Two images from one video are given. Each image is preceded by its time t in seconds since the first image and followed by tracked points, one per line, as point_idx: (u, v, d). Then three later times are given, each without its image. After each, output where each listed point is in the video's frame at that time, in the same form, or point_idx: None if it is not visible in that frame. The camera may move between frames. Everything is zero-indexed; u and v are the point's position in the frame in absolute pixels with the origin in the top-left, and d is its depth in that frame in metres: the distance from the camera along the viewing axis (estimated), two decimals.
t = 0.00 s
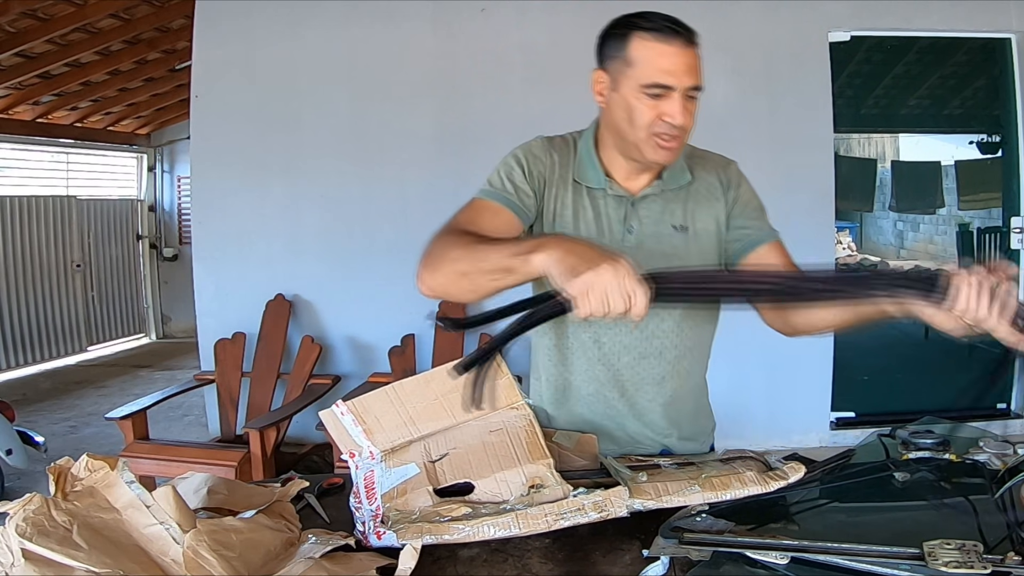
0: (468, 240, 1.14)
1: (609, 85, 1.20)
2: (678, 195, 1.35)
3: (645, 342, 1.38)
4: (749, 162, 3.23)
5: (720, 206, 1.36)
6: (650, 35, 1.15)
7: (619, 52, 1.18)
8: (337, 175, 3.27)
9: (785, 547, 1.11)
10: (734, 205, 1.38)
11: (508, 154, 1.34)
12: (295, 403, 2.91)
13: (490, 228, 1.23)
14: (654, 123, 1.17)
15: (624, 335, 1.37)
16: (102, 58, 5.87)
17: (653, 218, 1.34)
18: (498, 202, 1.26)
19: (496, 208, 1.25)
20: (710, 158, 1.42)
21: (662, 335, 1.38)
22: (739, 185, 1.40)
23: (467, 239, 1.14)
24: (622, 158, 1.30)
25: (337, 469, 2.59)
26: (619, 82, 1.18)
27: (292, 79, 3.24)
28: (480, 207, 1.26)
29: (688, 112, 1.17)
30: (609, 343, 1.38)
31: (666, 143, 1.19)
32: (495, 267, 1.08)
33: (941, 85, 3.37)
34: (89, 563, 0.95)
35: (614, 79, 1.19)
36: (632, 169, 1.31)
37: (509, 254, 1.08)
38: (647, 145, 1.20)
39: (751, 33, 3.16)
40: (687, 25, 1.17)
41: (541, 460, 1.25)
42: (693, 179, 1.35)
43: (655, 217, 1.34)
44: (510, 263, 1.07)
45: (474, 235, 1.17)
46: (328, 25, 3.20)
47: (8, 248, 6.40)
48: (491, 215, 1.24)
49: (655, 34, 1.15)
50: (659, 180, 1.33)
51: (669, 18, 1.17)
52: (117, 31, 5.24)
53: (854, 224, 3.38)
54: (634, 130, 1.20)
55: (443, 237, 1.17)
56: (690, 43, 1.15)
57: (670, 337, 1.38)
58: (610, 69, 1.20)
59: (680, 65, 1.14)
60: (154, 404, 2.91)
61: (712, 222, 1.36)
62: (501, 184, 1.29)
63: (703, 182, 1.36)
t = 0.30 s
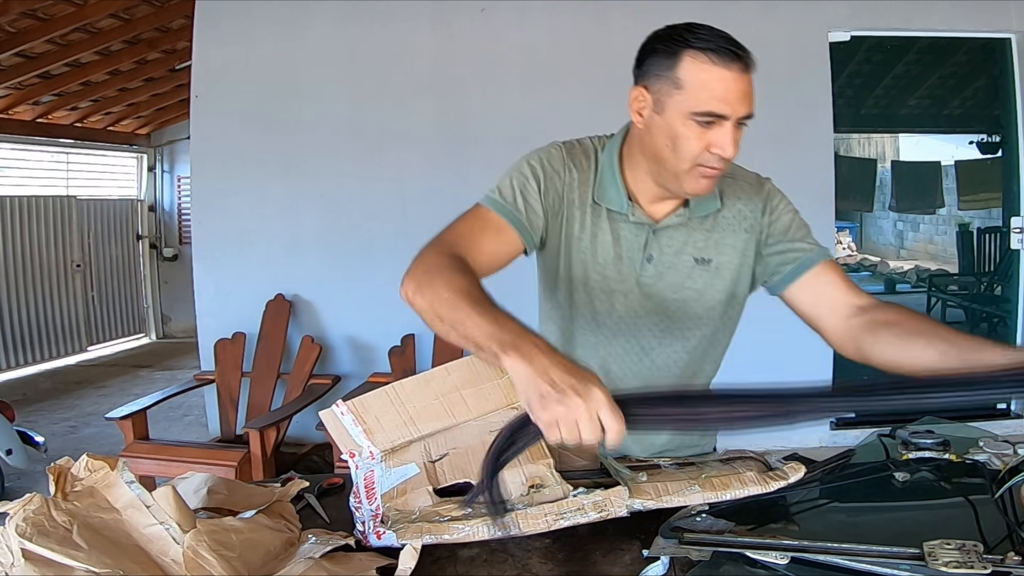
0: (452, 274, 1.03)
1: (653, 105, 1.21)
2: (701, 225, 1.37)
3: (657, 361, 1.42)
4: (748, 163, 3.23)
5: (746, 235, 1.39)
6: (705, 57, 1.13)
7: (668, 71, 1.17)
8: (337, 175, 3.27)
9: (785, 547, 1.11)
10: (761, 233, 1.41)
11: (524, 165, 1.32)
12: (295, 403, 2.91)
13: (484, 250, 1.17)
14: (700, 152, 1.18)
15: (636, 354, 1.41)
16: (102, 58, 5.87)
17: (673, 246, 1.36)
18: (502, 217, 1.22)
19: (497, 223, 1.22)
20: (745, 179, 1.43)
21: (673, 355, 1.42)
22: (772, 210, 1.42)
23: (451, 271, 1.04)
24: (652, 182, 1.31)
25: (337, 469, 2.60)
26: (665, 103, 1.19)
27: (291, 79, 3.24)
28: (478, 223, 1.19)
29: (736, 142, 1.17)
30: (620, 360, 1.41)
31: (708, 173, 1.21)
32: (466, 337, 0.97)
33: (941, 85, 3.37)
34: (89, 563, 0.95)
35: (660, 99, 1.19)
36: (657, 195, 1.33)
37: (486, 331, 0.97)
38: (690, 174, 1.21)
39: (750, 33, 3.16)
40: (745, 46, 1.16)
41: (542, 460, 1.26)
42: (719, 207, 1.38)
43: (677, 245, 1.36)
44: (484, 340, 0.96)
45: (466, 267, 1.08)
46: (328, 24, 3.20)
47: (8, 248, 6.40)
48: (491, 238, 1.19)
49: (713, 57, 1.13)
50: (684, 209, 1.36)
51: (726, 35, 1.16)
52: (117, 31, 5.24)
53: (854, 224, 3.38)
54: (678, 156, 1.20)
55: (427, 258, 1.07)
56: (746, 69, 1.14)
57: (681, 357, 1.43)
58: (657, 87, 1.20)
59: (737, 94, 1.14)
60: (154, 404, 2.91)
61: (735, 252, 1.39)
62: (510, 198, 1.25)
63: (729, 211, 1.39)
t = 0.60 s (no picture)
0: (451, 310, 1.13)
1: (682, 123, 1.22)
2: (719, 249, 1.39)
3: (668, 382, 1.42)
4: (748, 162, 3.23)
5: (763, 261, 1.41)
6: (740, 75, 1.14)
7: (698, 89, 1.18)
8: (337, 175, 3.27)
9: (785, 547, 1.11)
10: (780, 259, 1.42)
11: (533, 183, 1.31)
12: (295, 403, 2.90)
13: (484, 278, 1.24)
14: (732, 174, 1.19)
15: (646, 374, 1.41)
16: (102, 58, 5.87)
17: (690, 268, 1.37)
18: (501, 245, 1.25)
19: (499, 252, 1.25)
20: (767, 203, 1.44)
21: (684, 376, 1.43)
22: (792, 235, 1.44)
23: (452, 306, 1.14)
24: (674, 201, 1.32)
25: (337, 469, 2.59)
26: (695, 122, 1.20)
27: (291, 79, 3.24)
28: (479, 249, 1.25)
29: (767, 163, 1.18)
30: (630, 380, 1.41)
31: (738, 197, 1.22)
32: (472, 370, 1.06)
33: (941, 85, 3.37)
34: (88, 563, 0.95)
35: (691, 117, 1.20)
36: (677, 214, 1.34)
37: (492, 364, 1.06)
38: (718, 197, 1.22)
39: (750, 34, 3.17)
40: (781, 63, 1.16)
41: (541, 460, 1.26)
42: (738, 230, 1.40)
43: (694, 268, 1.38)
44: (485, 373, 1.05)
45: (468, 300, 1.17)
46: (328, 24, 3.20)
47: (8, 249, 6.40)
48: (490, 268, 1.24)
49: (750, 75, 1.14)
50: (701, 230, 1.37)
51: (760, 51, 1.17)
52: (117, 31, 5.24)
53: (854, 224, 3.36)
54: (707, 176, 1.21)
55: (429, 289, 1.16)
56: (780, 89, 1.15)
57: (693, 378, 1.44)
58: (686, 106, 1.21)
59: (771, 115, 1.15)
60: (154, 404, 2.91)
61: (751, 277, 1.40)
62: (513, 225, 1.26)
63: (747, 236, 1.41)
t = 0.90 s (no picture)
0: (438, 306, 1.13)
1: (679, 118, 1.21)
2: (726, 249, 1.34)
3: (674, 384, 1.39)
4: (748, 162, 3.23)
5: (771, 259, 1.35)
6: (734, 74, 1.14)
7: (697, 86, 1.17)
8: (337, 175, 3.27)
9: (785, 547, 1.11)
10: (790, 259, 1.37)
11: (538, 189, 1.29)
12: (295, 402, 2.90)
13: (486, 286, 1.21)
14: (719, 173, 1.17)
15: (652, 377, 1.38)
16: (102, 58, 5.87)
17: (697, 271, 1.33)
18: (508, 251, 1.25)
19: (507, 259, 1.25)
20: (774, 202, 1.39)
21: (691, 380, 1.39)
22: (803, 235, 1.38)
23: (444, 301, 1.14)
24: (676, 206, 1.28)
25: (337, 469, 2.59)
26: (690, 119, 1.19)
27: (292, 78, 3.24)
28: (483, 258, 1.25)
29: (756, 165, 1.16)
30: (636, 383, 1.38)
31: (725, 198, 1.19)
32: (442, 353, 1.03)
33: (941, 85, 3.37)
34: (89, 563, 0.95)
35: (687, 112, 1.20)
36: (681, 218, 1.29)
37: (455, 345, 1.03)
38: (705, 195, 1.20)
39: (750, 34, 3.17)
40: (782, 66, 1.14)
41: (541, 460, 1.26)
42: (743, 231, 1.34)
43: (699, 270, 1.33)
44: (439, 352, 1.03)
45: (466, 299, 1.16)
46: (327, 24, 3.20)
47: (8, 249, 6.40)
48: (497, 273, 1.24)
49: (742, 75, 1.13)
50: (708, 232, 1.32)
51: (767, 55, 1.15)
52: (116, 31, 5.24)
53: (855, 224, 3.38)
54: (695, 173, 1.20)
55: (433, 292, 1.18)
56: (776, 93, 1.13)
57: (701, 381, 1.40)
58: (685, 101, 1.20)
59: (762, 118, 1.14)
60: (154, 404, 2.91)
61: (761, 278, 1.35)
62: (520, 230, 1.26)
63: (756, 235, 1.35)
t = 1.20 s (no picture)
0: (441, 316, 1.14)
1: (672, 126, 1.18)
2: (720, 244, 1.32)
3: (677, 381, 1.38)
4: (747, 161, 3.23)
5: (767, 254, 1.34)
6: (728, 81, 1.10)
7: (688, 93, 1.14)
8: (337, 176, 3.27)
9: (785, 547, 1.11)
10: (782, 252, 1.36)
11: (529, 192, 1.28)
12: (295, 402, 2.90)
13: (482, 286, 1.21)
14: (720, 179, 1.15)
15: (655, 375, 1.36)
16: (102, 58, 5.87)
17: (693, 267, 1.32)
18: (503, 249, 1.24)
19: (506, 257, 1.24)
20: (764, 197, 1.38)
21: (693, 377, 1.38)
22: (794, 226, 1.37)
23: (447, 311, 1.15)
24: (672, 209, 1.27)
25: (337, 469, 2.59)
26: (684, 126, 1.16)
27: (291, 78, 3.24)
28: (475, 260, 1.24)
29: (757, 169, 1.14)
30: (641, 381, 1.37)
31: (726, 202, 1.18)
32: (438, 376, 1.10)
33: (941, 85, 3.37)
34: (89, 562, 0.95)
35: (680, 121, 1.16)
36: (676, 219, 1.28)
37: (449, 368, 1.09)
38: (706, 202, 1.18)
39: (749, 34, 3.17)
40: (772, 67, 1.11)
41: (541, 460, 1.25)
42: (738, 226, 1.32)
43: (695, 266, 1.32)
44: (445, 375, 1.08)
45: (466, 305, 1.17)
46: (327, 24, 3.20)
47: (8, 249, 6.40)
48: (492, 271, 1.23)
49: (737, 81, 1.10)
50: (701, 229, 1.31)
51: (756, 56, 1.12)
52: (116, 31, 5.24)
53: (854, 224, 3.40)
54: (695, 181, 1.17)
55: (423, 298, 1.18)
56: (771, 96, 1.10)
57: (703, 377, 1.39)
58: (676, 109, 1.16)
59: (762, 122, 1.10)
60: (154, 404, 2.91)
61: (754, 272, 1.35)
62: (515, 229, 1.25)
63: (749, 229, 1.34)
